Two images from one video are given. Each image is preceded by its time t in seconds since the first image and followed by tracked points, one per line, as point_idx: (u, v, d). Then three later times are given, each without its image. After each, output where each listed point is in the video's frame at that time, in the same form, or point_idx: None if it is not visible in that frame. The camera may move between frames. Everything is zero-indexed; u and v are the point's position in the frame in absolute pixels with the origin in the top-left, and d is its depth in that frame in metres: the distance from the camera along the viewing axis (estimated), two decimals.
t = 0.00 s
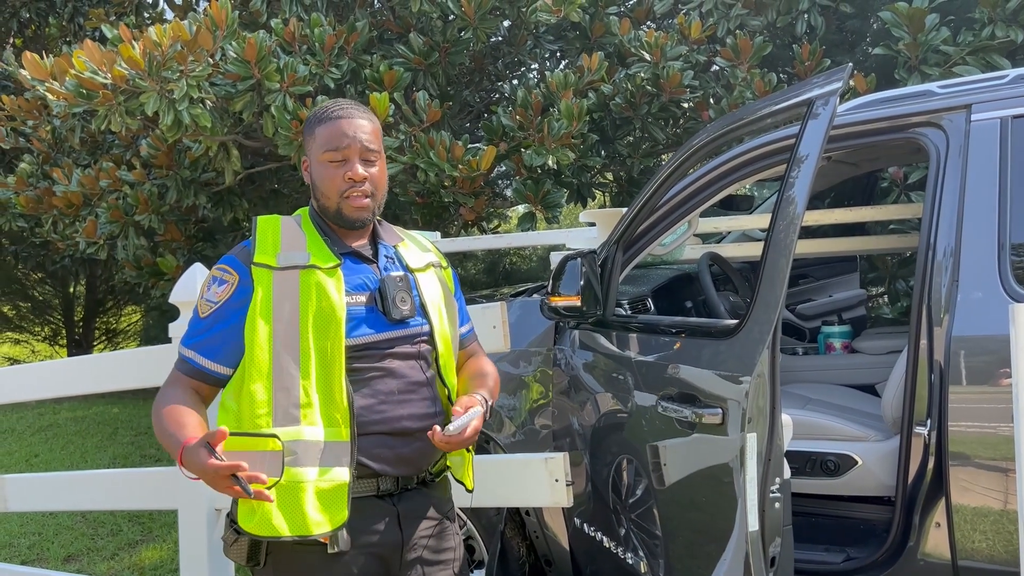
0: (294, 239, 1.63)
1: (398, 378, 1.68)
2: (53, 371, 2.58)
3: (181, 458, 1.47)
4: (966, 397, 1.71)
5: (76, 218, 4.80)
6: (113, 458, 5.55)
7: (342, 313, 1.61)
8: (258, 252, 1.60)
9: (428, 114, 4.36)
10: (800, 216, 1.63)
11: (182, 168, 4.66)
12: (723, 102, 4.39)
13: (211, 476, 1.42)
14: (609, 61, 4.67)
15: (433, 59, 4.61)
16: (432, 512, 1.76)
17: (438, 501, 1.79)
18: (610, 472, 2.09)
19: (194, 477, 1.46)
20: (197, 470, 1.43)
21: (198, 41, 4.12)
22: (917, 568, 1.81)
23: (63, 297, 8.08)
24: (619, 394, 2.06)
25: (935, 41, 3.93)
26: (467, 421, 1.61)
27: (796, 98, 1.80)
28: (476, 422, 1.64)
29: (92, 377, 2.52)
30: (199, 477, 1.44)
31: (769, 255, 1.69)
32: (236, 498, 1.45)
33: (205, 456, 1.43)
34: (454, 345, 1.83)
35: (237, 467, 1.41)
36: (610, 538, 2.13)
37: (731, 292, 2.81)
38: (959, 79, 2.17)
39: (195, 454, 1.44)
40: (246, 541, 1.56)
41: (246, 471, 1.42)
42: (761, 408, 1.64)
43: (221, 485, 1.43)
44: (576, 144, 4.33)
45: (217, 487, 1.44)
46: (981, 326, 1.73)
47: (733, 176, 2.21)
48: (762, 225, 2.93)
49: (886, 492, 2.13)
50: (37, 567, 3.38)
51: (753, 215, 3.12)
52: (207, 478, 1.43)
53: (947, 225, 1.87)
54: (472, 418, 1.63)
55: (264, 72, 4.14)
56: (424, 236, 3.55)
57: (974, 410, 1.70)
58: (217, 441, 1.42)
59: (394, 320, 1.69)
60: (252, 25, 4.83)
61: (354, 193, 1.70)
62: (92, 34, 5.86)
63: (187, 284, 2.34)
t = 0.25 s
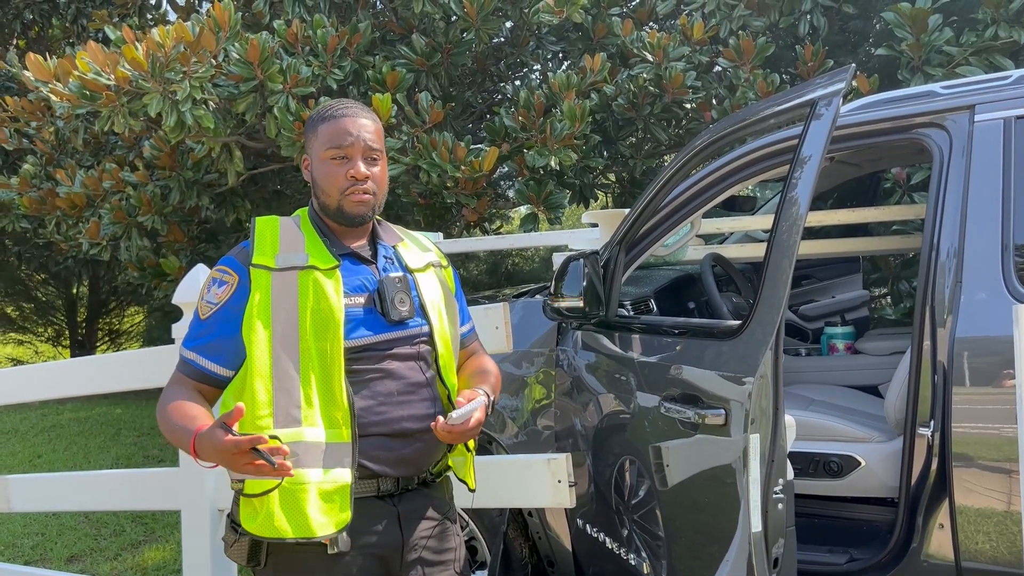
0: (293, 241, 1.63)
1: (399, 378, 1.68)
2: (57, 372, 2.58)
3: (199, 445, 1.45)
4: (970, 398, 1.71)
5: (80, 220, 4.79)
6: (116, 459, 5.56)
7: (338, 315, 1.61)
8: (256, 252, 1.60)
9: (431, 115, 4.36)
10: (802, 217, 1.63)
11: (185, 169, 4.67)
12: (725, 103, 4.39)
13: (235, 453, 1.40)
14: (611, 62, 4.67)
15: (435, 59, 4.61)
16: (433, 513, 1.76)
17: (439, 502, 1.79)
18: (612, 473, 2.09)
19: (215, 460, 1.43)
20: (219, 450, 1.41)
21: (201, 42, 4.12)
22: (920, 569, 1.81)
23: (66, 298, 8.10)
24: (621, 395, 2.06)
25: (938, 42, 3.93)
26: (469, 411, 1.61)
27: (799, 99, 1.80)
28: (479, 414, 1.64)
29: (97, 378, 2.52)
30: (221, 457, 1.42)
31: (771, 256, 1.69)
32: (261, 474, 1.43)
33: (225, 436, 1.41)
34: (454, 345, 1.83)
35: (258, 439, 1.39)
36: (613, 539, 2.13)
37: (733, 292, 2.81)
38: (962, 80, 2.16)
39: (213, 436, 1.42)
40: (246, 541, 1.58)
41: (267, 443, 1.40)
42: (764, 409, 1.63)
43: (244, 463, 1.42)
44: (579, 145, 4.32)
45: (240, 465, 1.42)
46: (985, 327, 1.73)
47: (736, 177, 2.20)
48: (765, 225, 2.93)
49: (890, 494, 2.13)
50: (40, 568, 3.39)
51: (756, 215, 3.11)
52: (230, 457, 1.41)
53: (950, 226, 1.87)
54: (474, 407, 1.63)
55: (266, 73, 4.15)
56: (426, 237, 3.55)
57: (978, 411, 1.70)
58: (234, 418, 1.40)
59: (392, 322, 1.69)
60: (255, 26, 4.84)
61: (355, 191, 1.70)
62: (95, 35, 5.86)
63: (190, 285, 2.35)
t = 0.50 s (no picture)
0: (294, 244, 1.63)
1: (399, 380, 1.69)
2: (59, 372, 2.58)
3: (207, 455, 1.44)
4: (972, 400, 1.71)
5: (82, 221, 4.81)
6: (118, 460, 5.56)
7: (340, 320, 1.61)
8: (257, 255, 1.60)
9: (432, 117, 4.36)
10: (805, 218, 1.63)
11: (187, 170, 4.67)
12: (727, 104, 4.38)
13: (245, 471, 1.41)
14: (613, 63, 4.67)
15: (437, 61, 4.61)
16: (434, 515, 1.76)
17: (440, 504, 1.79)
18: (614, 475, 2.09)
19: (222, 473, 1.43)
20: (229, 464, 1.41)
21: (203, 44, 4.12)
22: (923, 571, 1.81)
23: (69, 299, 8.11)
24: (623, 397, 2.06)
25: (940, 43, 3.93)
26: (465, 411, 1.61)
27: (801, 101, 1.79)
28: (478, 414, 1.63)
29: (99, 378, 2.53)
30: (229, 471, 1.42)
31: (773, 258, 1.69)
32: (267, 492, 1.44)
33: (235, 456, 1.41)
34: (454, 348, 1.83)
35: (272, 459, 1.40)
36: (614, 541, 2.13)
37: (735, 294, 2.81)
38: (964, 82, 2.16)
39: (219, 453, 1.42)
40: (248, 545, 1.58)
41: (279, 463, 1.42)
42: (766, 411, 1.63)
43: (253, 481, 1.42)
44: (581, 146, 4.32)
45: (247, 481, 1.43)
46: (987, 329, 1.73)
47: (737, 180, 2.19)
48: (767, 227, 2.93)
49: (892, 496, 2.12)
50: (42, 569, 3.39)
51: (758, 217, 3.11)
52: (239, 474, 1.41)
53: (952, 227, 1.87)
54: (470, 408, 1.63)
55: (269, 74, 4.16)
56: (428, 239, 3.55)
57: (981, 413, 1.70)
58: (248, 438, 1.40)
59: (393, 324, 1.69)
60: (257, 28, 4.84)
61: (362, 189, 1.70)
62: (98, 36, 5.87)
63: (191, 287, 2.35)
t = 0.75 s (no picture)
0: (292, 245, 1.63)
1: (400, 382, 1.69)
2: (60, 374, 2.59)
3: (241, 414, 1.42)
4: (973, 402, 1.71)
5: (84, 223, 4.82)
6: (120, 462, 5.56)
7: (340, 321, 1.61)
8: (255, 255, 1.60)
9: (433, 118, 4.36)
10: (805, 219, 1.63)
11: (189, 172, 4.68)
12: (728, 106, 4.38)
13: (278, 409, 1.37)
14: (614, 65, 4.68)
15: (438, 63, 4.62)
16: (433, 516, 1.77)
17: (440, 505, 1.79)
18: (615, 476, 2.09)
19: (259, 423, 1.40)
20: (264, 409, 1.38)
21: (204, 46, 4.12)
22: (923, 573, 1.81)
23: (70, 300, 8.12)
24: (624, 399, 2.06)
25: (940, 44, 3.93)
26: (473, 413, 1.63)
27: (801, 103, 1.80)
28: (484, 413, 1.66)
29: (102, 380, 2.53)
30: (265, 417, 1.39)
31: (773, 260, 1.69)
32: (309, 422, 1.40)
33: (266, 396, 1.38)
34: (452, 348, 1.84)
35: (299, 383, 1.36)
36: (615, 543, 2.13)
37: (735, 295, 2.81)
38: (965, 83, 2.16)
39: (255, 397, 1.39)
40: (249, 549, 1.58)
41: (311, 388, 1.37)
42: (767, 413, 1.63)
43: (290, 417, 1.39)
44: (581, 147, 4.32)
45: (286, 420, 1.39)
46: (987, 331, 1.73)
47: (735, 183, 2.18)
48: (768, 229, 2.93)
49: (893, 497, 2.12)
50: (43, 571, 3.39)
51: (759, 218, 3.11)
52: (273, 413, 1.38)
53: (953, 229, 1.87)
54: (476, 409, 1.64)
55: (270, 77, 4.17)
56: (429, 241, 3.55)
57: (981, 415, 1.70)
58: (278, 374, 1.37)
59: (393, 325, 1.70)
60: (258, 30, 4.84)
61: (369, 190, 1.71)
62: (99, 38, 5.88)
63: (192, 289, 2.35)
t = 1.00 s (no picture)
0: (294, 242, 1.64)
1: (401, 379, 1.70)
2: (62, 375, 2.59)
3: (247, 416, 1.43)
4: (973, 400, 1.72)
5: (84, 223, 4.82)
6: (121, 462, 5.57)
7: (343, 317, 1.61)
8: (259, 251, 1.60)
9: (434, 118, 4.36)
10: (805, 219, 1.63)
11: (189, 173, 4.68)
12: (728, 105, 4.38)
13: (289, 416, 1.39)
14: (614, 65, 4.68)
15: (438, 63, 4.62)
16: (434, 514, 1.77)
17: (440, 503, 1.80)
18: (616, 475, 2.09)
19: (267, 427, 1.42)
20: (273, 414, 1.40)
21: (205, 47, 4.12)
22: (924, 571, 1.81)
23: (71, 301, 8.12)
24: (625, 397, 2.06)
25: (940, 44, 3.93)
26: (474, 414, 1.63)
27: (800, 102, 1.80)
28: (485, 414, 1.67)
29: (103, 381, 2.54)
30: (273, 421, 1.41)
31: (773, 259, 1.69)
32: (317, 428, 1.43)
33: (276, 403, 1.39)
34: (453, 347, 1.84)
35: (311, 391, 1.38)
36: (616, 541, 2.14)
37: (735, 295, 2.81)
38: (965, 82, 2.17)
39: (262, 401, 1.41)
40: (252, 548, 1.58)
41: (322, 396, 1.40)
42: (767, 412, 1.63)
43: (300, 424, 1.41)
44: (582, 147, 4.33)
45: (295, 425, 1.42)
46: (987, 329, 1.73)
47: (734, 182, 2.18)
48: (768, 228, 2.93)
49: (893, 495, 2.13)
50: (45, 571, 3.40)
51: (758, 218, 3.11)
52: (283, 420, 1.40)
53: (952, 228, 1.87)
54: (477, 410, 1.65)
55: (270, 77, 4.17)
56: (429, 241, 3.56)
57: (982, 413, 1.70)
58: (289, 379, 1.39)
59: (395, 322, 1.70)
60: (258, 30, 4.84)
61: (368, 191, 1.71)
62: (99, 39, 5.88)
63: (193, 289, 2.36)
